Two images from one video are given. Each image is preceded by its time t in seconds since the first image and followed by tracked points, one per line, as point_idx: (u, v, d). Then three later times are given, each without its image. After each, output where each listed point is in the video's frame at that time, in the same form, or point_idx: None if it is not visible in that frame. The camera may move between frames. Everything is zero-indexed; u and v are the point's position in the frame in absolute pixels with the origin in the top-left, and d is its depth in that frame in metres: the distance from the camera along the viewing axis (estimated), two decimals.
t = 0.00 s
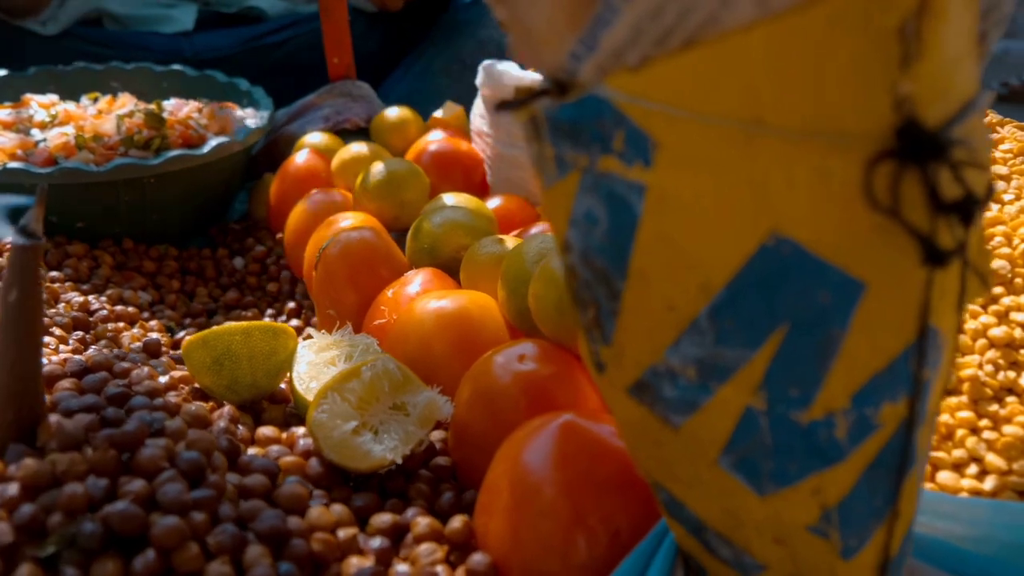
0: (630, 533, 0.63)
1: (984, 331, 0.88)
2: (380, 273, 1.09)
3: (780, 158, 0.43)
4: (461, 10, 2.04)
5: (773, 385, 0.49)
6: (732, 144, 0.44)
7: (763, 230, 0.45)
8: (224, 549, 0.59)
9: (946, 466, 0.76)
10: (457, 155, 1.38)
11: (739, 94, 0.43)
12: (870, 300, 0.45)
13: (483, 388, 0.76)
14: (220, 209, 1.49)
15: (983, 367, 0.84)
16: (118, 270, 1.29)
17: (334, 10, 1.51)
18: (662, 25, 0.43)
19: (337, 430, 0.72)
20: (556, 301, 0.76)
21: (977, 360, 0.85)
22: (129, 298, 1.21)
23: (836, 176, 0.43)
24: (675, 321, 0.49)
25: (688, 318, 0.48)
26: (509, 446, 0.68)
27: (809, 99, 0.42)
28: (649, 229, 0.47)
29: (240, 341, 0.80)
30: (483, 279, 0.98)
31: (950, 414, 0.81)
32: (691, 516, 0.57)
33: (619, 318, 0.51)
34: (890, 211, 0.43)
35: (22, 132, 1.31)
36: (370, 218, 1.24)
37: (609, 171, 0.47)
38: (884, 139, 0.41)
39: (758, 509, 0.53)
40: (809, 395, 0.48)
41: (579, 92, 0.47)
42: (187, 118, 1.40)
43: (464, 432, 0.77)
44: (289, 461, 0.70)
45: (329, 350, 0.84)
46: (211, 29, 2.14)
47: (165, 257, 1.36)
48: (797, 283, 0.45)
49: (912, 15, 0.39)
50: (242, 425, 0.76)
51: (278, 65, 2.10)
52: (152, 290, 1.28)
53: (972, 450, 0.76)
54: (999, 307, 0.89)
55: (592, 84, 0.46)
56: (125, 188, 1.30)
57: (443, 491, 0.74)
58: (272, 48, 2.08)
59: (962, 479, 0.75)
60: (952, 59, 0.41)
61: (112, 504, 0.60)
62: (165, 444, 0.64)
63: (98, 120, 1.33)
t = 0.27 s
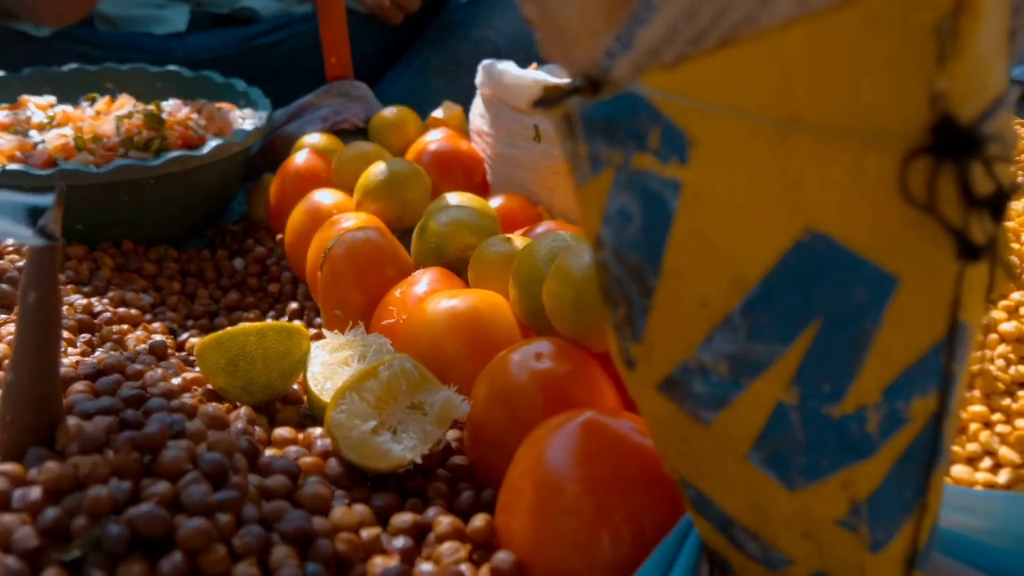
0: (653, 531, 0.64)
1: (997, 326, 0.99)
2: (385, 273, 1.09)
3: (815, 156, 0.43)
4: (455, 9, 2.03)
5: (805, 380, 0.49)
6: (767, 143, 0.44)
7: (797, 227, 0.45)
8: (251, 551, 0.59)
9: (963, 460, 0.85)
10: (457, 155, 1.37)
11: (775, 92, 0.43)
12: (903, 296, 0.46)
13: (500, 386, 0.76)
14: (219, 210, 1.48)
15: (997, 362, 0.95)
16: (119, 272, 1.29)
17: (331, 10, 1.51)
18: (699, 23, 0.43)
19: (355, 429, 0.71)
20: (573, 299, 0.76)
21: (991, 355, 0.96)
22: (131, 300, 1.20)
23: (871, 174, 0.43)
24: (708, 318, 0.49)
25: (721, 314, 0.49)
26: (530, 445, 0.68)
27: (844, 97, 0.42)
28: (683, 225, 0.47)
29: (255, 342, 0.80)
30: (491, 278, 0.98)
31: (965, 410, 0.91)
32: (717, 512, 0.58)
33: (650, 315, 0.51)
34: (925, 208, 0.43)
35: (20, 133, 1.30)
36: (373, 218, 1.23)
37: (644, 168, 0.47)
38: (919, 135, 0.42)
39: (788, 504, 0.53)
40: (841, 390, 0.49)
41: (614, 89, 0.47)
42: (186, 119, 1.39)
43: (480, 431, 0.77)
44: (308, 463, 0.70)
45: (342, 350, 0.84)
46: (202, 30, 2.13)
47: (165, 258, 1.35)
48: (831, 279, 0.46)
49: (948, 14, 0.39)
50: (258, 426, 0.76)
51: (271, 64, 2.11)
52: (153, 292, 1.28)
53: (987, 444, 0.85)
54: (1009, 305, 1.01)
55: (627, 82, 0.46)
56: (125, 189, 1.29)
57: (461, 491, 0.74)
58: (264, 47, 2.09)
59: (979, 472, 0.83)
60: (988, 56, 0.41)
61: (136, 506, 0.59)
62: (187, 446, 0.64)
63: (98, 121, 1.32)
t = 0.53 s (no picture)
0: (682, 528, 0.64)
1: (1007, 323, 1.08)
2: (392, 273, 1.09)
3: (858, 151, 0.44)
4: (448, 9, 2.03)
5: (841, 374, 0.49)
6: (810, 137, 0.44)
7: (838, 222, 0.46)
8: (283, 552, 0.59)
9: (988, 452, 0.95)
10: (458, 155, 1.37)
11: (819, 88, 0.43)
12: (940, 289, 0.46)
13: (519, 385, 0.76)
14: (218, 211, 1.48)
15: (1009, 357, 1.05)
16: (120, 274, 1.28)
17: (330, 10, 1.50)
18: (744, 19, 0.44)
19: (378, 430, 0.71)
20: (592, 297, 0.76)
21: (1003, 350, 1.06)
22: (134, 303, 1.20)
23: (913, 169, 0.43)
24: (745, 313, 0.50)
25: (759, 310, 0.49)
26: (555, 442, 0.68)
27: (887, 92, 0.42)
28: (722, 221, 0.48)
29: (273, 343, 0.80)
30: (502, 277, 0.98)
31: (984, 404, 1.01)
32: (748, 506, 0.58)
33: (686, 311, 0.52)
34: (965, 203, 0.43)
35: (18, 136, 1.29)
36: (377, 219, 1.23)
37: (682, 165, 0.48)
38: (961, 130, 0.42)
39: (821, 498, 0.54)
40: (877, 384, 0.49)
41: (653, 86, 0.47)
42: (186, 120, 1.37)
43: (500, 429, 0.77)
44: (332, 464, 0.70)
45: (358, 351, 0.84)
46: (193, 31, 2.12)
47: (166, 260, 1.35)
48: (869, 273, 0.46)
49: (990, 9, 0.39)
50: (278, 428, 0.76)
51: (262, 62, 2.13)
52: (155, 294, 1.28)
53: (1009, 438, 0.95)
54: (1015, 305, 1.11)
55: (667, 78, 0.47)
56: (126, 192, 1.29)
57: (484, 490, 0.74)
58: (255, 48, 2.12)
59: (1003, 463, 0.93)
60: None
61: (166, 509, 0.59)
62: (213, 447, 0.64)
63: (97, 123, 1.31)
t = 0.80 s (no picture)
0: (710, 524, 0.64)
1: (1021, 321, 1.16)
2: (401, 274, 1.09)
3: (901, 148, 0.44)
4: (441, 10, 1.99)
5: (876, 369, 0.50)
6: (854, 135, 0.45)
7: (877, 219, 0.46)
8: (315, 553, 0.59)
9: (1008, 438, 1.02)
10: (460, 155, 1.37)
11: (863, 86, 0.44)
12: (975, 286, 0.47)
13: (539, 385, 0.76)
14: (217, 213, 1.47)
15: None
16: (123, 277, 1.27)
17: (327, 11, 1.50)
18: (786, 19, 0.44)
19: (401, 430, 0.71)
20: (612, 296, 0.76)
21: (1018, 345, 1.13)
22: (139, 305, 1.19)
23: (953, 166, 0.44)
24: (781, 310, 0.50)
25: (795, 307, 0.50)
26: (581, 441, 0.69)
27: (931, 90, 0.43)
28: (760, 218, 0.48)
29: (291, 344, 0.80)
30: (513, 276, 0.99)
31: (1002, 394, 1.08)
32: (779, 502, 0.58)
33: (721, 308, 0.52)
34: (1005, 201, 0.44)
35: (17, 137, 1.28)
36: (381, 219, 1.23)
37: (721, 163, 0.48)
38: (1002, 127, 0.43)
39: (853, 492, 0.54)
40: (911, 378, 0.49)
41: (691, 85, 0.47)
42: (187, 121, 1.37)
43: (520, 428, 0.77)
44: (355, 464, 0.70)
45: (374, 352, 0.84)
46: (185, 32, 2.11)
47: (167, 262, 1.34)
48: (907, 269, 0.47)
49: None
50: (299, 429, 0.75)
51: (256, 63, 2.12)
52: (158, 297, 1.27)
53: None
54: None
55: (705, 77, 0.47)
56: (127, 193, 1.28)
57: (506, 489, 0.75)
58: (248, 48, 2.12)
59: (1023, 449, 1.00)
60: None
61: (197, 512, 0.59)
62: (240, 449, 0.64)
63: (98, 124, 1.30)
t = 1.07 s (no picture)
0: (733, 522, 0.65)
1: None
2: (407, 274, 1.09)
3: (934, 146, 0.45)
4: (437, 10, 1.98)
5: (906, 365, 0.50)
6: (888, 134, 0.45)
7: (909, 215, 0.47)
8: (343, 554, 0.59)
9: None
10: (462, 155, 1.37)
11: (897, 85, 0.44)
12: (1007, 282, 0.46)
13: (556, 385, 0.76)
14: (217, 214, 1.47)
15: None
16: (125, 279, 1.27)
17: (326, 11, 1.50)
18: (820, 19, 0.44)
19: (421, 430, 0.71)
20: (628, 295, 0.76)
21: None
22: (142, 307, 1.19)
23: (986, 165, 0.44)
24: (811, 307, 0.51)
25: (826, 304, 0.50)
26: (602, 440, 0.69)
27: (966, 89, 0.43)
28: (792, 216, 0.49)
29: (308, 345, 0.80)
30: (522, 276, 0.99)
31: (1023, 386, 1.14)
32: (804, 497, 0.59)
33: (751, 306, 0.53)
34: None
35: (17, 139, 1.28)
36: (385, 221, 1.22)
37: (754, 162, 0.48)
38: None
39: (881, 488, 0.55)
40: (941, 374, 0.50)
41: (725, 84, 0.48)
42: (187, 123, 1.36)
43: (538, 428, 0.77)
44: (376, 465, 0.70)
45: (388, 353, 0.84)
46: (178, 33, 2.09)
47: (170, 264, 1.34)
48: (939, 264, 0.47)
49: None
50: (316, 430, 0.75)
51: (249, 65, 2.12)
52: (161, 299, 1.27)
53: None
54: None
55: (739, 77, 0.47)
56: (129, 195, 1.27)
57: (525, 488, 0.75)
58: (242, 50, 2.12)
59: None
60: None
61: (224, 513, 0.59)
62: (264, 450, 0.64)
63: (99, 126, 1.30)
